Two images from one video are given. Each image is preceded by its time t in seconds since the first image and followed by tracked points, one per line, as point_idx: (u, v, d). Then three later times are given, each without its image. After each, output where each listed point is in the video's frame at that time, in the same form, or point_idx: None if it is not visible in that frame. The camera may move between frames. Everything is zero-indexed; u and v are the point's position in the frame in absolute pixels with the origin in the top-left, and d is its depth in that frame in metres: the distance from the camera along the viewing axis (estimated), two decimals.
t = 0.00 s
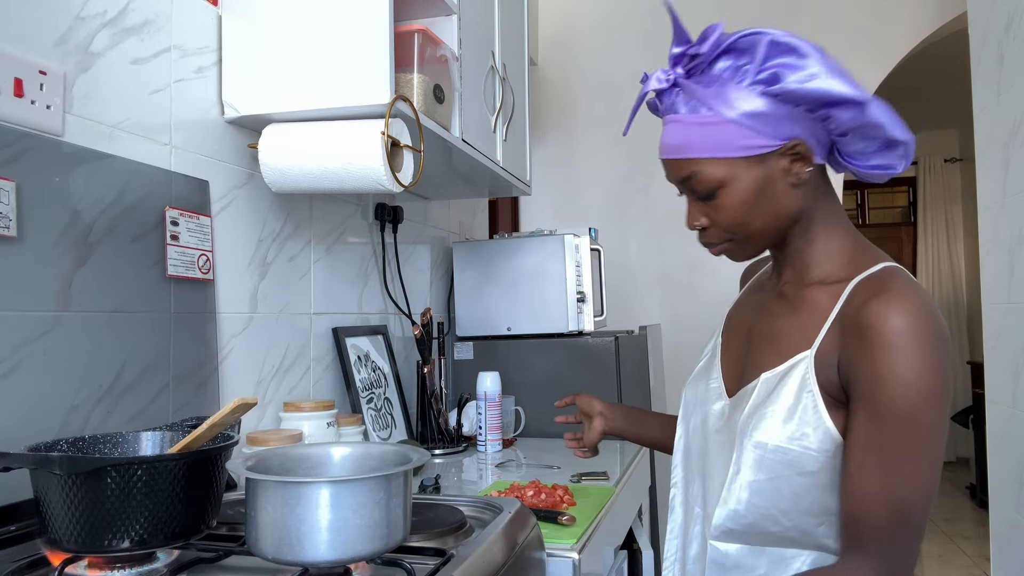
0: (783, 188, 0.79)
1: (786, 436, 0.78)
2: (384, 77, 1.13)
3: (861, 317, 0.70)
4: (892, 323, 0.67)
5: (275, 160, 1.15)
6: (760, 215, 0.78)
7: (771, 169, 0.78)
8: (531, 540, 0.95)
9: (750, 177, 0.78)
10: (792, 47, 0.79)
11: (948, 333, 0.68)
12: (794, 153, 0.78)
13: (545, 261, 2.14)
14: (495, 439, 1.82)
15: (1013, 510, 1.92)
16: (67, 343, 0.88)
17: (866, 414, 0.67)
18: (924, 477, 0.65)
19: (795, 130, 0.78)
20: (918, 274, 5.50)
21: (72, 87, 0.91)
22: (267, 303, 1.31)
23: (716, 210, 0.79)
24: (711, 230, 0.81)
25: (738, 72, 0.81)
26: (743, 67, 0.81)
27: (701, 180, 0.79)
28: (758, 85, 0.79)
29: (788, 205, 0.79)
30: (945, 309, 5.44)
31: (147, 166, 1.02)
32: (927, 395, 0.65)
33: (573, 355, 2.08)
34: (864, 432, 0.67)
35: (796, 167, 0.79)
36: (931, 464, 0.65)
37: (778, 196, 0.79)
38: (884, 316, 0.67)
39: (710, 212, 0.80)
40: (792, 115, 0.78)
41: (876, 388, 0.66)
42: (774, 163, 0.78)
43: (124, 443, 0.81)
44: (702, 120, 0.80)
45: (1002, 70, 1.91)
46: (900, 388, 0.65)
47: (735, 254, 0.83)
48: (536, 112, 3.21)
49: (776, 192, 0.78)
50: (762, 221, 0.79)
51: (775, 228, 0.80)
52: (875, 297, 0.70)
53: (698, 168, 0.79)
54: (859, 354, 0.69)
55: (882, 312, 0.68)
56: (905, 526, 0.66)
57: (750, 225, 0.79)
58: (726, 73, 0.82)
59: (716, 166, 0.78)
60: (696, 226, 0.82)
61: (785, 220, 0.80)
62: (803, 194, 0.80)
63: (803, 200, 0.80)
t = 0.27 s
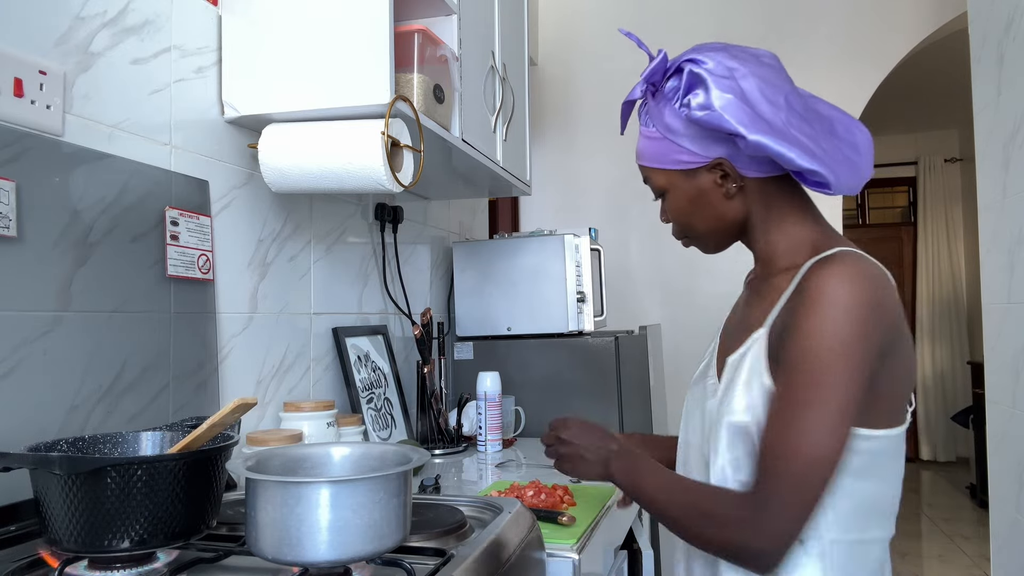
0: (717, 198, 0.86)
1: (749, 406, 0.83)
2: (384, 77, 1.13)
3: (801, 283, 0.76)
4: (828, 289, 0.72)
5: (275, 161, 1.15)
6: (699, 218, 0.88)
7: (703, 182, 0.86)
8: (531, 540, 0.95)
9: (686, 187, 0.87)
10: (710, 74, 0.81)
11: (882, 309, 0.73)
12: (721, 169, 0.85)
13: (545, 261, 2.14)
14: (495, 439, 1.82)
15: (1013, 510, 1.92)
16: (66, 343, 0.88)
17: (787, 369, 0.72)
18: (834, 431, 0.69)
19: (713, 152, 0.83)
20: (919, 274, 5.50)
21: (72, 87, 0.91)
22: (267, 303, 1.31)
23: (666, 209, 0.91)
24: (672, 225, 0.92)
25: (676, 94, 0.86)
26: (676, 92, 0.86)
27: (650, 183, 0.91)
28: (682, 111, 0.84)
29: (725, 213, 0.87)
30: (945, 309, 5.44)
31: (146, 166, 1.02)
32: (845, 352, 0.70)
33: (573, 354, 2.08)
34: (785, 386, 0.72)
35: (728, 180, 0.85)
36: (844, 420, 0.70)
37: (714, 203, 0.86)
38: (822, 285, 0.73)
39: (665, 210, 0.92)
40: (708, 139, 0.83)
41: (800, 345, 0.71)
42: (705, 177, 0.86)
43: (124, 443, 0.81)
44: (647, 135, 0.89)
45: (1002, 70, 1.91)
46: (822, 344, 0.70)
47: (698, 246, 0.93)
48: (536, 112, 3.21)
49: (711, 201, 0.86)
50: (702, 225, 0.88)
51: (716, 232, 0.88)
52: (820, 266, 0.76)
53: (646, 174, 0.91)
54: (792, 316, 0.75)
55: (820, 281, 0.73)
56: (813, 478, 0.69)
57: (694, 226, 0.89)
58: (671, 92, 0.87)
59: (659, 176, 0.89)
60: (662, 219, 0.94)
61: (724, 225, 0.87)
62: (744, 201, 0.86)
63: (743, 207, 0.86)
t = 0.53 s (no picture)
0: (704, 198, 0.97)
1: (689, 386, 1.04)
2: (384, 77, 1.13)
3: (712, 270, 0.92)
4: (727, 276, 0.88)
5: (275, 160, 1.15)
6: (687, 215, 0.98)
7: (691, 182, 0.97)
8: (531, 540, 0.95)
9: (677, 187, 0.98)
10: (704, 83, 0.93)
11: (772, 301, 0.87)
12: (709, 170, 0.95)
13: (545, 261, 2.14)
14: (495, 439, 1.82)
15: (1013, 510, 1.92)
16: (66, 343, 0.88)
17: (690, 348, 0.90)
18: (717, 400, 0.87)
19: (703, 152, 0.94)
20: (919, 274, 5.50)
21: (72, 87, 0.91)
22: (267, 303, 1.31)
23: (657, 208, 1.01)
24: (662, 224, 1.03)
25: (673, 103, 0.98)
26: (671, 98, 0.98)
27: (645, 183, 1.01)
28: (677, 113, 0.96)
29: (711, 211, 0.97)
30: (945, 309, 5.44)
31: (146, 166, 1.02)
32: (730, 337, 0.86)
33: (573, 354, 2.08)
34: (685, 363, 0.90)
35: (713, 180, 0.96)
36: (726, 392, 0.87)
37: (701, 203, 0.97)
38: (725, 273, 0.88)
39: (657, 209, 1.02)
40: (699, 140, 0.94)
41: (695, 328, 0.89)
42: (693, 177, 0.97)
43: (124, 443, 0.81)
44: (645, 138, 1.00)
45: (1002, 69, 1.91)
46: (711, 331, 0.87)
47: (685, 244, 1.03)
48: (536, 112, 3.21)
49: (698, 199, 0.97)
50: (688, 222, 0.98)
51: (702, 228, 0.98)
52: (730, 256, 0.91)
53: (642, 174, 1.01)
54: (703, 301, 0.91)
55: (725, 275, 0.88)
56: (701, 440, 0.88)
57: (682, 224, 0.99)
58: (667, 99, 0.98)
59: (653, 175, 0.99)
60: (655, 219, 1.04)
61: (709, 223, 0.98)
62: (727, 201, 0.97)
63: (726, 206, 0.97)
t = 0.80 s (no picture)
0: (703, 196, 0.97)
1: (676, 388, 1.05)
2: (384, 77, 1.13)
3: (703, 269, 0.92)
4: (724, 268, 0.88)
5: (275, 160, 1.15)
6: (685, 214, 0.98)
7: (691, 181, 0.98)
8: (531, 540, 0.95)
9: (676, 186, 0.98)
10: (710, 83, 0.98)
11: (769, 290, 0.88)
12: (709, 168, 0.96)
13: (545, 261, 2.14)
14: (495, 439, 1.82)
15: (1012, 510, 1.92)
16: (66, 343, 0.88)
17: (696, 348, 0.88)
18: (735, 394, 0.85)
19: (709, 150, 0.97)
20: (919, 273, 5.50)
21: (72, 87, 0.91)
22: (267, 303, 1.31)
23: (653, 209, 1.01)
24: (657, 227, 1.02)
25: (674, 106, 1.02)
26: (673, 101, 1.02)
27: (642, 185, 1.01)
28: (680, 115, 0.99)
29: (709, 210, 0.97)
30: (944, 309, 5.44)
31: (146, 166, 1.02)
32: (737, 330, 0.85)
33: (573, 354, 2.08)
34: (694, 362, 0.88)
35: (713, 179, 0.97)
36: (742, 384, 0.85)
37: (699, 201, 0.97)
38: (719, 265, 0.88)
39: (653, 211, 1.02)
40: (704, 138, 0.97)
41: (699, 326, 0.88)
42: (693, 176, 0.98)
43: (124, 443, 0.81)
44: (644, 139, 1.01)
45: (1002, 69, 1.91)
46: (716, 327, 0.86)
47: (680, 247, 1.03)
48: (536, 112, 3.21)
49: (697, 198, 0.97)
50: (686, 221, 0.98)
51: (699, 227, 0.98)
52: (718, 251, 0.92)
53: (640, 176, 1.01)
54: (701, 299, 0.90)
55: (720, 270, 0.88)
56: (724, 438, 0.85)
57: (680, 224, 0.99)
58: (669, 103, 1.02)
59: (651, 175, 1.00)
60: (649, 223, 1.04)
61: (707, 222, 0.98)
62: (724, 201, 0.98)
63: (723, 206, 0.98)
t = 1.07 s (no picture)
0: (706, 195, 0.97)
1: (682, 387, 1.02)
2: (385, 77, 1.13)
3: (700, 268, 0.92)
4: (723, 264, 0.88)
5: (275, 160, 1.15)
6: (687, 214, 0.97)
7: (697, 180, 0.97)
8: (531, 540, 0.95)
9: (680, 183, 0.97)
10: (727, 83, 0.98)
11: (769, 281, 0.88)
12: (715, 169, 0.97)
13: (545, 261, 2.14)
14: (494, 439, 1.82)
15: (1012, 510, 1.92)
16: (66, 344, 0.88)
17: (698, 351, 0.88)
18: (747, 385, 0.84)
19: (717, 150, 0.97)
20: (919, 273, 5.50)
21: (72, 87, 0.91)
22: (267, 303, 1.31)
23: (651, 206, 0.99)
24: (653, 224, 1.00)
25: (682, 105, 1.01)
26: (683, 100, 1.01)
27: (643, 180, 0.99)
28: (693, 112, 0.99)
29: (710, 211, 0.97)
30: (944, 309, 5.44)
31: (146, 166, 1.02)
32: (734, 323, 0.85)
33: (573, 354, 2.09)
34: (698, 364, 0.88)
35: (717, 180, 0.97)
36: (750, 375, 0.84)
37: (702, 200, 0.97)
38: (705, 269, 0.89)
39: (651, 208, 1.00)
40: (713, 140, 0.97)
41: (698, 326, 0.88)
42: (698, 176, 0.97)
43: (124, 443, 0.81)
44: (648, 136, 0.99)
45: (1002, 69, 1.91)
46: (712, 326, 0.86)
47: (672, 246, 1.02)
48: (536, 112, 3.21)
49: (700, 198, 0.97)
50: (687, 220, 0.97)
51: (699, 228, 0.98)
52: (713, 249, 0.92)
53: (642, 171, 0.99)
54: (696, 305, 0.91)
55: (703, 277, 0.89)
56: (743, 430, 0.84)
57: (679, 222, 0.98)
58: (674, 102, 1.01)
59: (656, 170, 0.97)
60: (642, 221, 1.02)
61: (706, 223, 0.98)
62: (725, 202, 0.98)
63: (723, 207, 0.98)
